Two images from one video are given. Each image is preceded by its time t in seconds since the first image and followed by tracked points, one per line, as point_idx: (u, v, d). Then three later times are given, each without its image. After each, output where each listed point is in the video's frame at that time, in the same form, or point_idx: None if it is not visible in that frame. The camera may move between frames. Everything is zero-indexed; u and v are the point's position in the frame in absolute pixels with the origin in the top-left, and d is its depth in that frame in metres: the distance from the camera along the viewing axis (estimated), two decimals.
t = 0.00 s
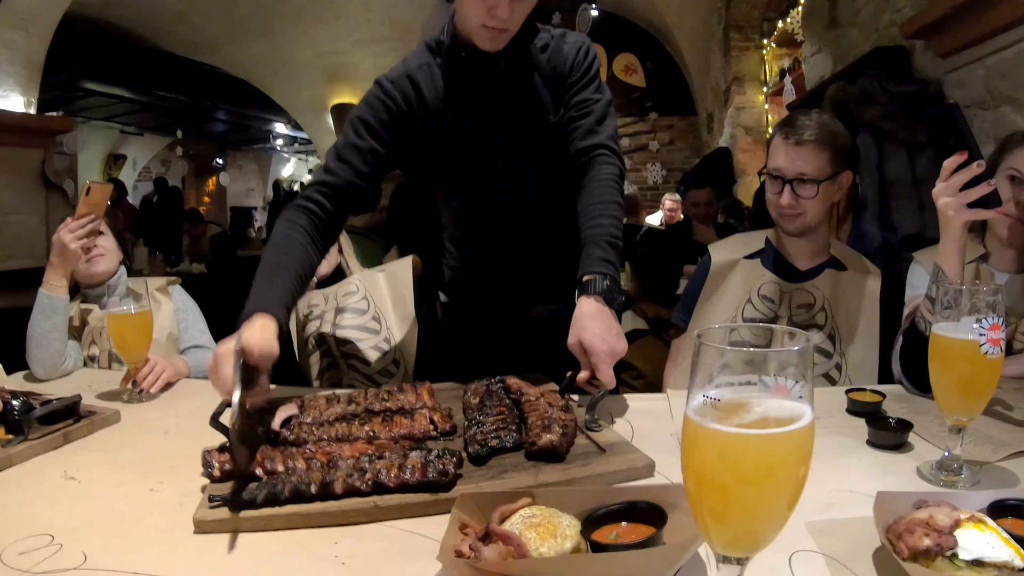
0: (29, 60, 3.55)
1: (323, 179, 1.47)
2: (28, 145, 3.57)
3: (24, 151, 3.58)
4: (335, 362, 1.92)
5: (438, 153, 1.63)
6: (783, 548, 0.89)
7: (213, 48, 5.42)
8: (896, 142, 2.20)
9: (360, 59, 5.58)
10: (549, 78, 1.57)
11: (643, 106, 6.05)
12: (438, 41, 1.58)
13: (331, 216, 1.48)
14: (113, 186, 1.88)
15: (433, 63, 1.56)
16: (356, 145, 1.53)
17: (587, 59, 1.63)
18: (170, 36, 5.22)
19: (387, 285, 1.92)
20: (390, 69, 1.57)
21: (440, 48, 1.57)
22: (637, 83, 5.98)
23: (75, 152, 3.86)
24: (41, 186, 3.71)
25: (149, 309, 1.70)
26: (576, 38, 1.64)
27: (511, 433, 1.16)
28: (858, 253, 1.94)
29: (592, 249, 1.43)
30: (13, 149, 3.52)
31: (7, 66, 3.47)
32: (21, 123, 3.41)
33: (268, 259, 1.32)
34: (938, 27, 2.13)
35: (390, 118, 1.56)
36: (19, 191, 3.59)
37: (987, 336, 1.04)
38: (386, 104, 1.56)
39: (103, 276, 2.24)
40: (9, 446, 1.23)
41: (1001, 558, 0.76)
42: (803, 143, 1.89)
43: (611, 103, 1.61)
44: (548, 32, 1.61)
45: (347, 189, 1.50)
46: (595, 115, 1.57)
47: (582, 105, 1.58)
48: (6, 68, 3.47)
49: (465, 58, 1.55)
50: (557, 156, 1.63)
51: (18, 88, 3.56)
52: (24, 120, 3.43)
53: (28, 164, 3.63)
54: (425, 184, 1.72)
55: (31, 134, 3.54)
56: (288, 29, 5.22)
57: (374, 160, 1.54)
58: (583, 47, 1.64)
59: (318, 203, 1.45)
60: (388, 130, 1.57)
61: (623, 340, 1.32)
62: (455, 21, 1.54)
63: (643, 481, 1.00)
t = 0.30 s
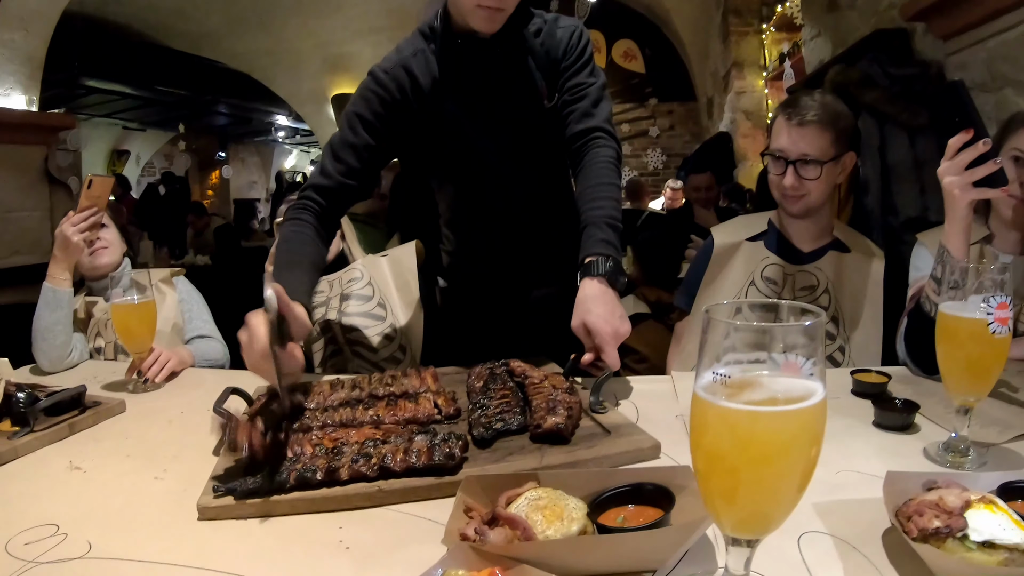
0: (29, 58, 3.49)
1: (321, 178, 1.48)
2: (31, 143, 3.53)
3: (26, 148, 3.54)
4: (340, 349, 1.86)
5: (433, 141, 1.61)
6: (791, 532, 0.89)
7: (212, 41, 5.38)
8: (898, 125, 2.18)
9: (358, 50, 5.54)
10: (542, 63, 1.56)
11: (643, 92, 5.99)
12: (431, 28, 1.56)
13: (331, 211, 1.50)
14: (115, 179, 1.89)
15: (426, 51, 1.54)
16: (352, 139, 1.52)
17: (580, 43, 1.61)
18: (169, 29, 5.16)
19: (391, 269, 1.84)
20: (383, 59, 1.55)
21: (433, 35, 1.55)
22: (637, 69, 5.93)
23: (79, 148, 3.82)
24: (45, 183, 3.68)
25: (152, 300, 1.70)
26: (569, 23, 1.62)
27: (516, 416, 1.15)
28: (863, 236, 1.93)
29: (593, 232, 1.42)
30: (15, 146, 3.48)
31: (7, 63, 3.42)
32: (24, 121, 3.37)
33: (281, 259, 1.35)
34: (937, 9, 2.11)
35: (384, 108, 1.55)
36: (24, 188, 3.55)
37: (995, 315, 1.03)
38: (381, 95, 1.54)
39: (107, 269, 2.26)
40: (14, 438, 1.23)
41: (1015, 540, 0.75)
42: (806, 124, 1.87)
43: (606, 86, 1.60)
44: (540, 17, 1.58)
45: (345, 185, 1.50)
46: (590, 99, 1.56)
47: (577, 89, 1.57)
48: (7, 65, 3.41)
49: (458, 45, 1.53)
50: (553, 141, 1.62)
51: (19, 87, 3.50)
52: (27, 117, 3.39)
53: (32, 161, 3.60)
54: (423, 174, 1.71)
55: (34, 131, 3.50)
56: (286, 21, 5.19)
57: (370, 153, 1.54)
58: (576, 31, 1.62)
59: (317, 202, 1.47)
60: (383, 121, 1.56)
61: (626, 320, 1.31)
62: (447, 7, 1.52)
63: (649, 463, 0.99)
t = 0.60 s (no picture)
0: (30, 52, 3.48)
1: (320, 156, 1.44)
2: (32, 137, 3.51)
3: (27, 142, 3.52)
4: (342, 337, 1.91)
5: (431, 128, 1.60)
6: (795, 520, 0.88)
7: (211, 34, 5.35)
8: (899, 114, 2.15)
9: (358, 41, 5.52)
10: (539, 51, 1.54)
11: (642, 83, 5.95)
12: (427, 14, 1.55)
13: (331, 191, 1.45)
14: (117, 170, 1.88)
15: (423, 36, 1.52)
16: (350, 121, 1.49)
17: (578, 32, 1.60)
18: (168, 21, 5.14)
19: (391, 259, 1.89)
20: (380, 43, 1.53)
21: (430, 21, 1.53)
22: (636, 59, 5.89)
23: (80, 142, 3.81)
24: (46, 176, 3.66)
25: (153, 290, 1.70)
26: (565, 11, 1.61)
27: (518, 402, 1.15)
28: (865, 226, 1.92)
29: (592, 219, 1.41)
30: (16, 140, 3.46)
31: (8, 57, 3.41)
32: (25, 115, 3.35)
33: (281, 240, 1.32)
34: None
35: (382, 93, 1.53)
36: (25, 182, 3.54)
37: (999, 304, 1.02)
38: (378, 78, 1.52)
39: (109, 260, 2.26)
40: (17, 428, 1.23)
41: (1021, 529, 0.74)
42: (809, 113, 1.85)
43: (603, 75, 1.59)
44: (536, 6, 1.57)
45: (342, 166, 1.47)
46: (587, 87, 1.55)
47: (573, 78, 1.55)
48: (7, 60, 3.37)
49: (455, 32, 1.51)
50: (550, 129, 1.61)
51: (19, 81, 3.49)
52: (28, 111, 3.37)
53: (33, 154, 3.58)
54: (418, 162, 1.70)
55: (34, 124, 3.48)
56: (285, 14, 5.16)
57: (368, 137, 1.52)
58: (573, 20, 1.61)
59: (316, 178, 1.42)
60: (380, 107, 1.54)
61: (627, 308, 1.31)
62: None
63: (651, 450, 0.99)
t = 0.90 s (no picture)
0: (27, 42, 3.45)
1: (317, 139, 1.46)
2: (30, 127, 3.48)
3: (25, 132, 3.48)
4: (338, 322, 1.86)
5: (429, 110, 1.58)
6: (799, 503, 0.87)
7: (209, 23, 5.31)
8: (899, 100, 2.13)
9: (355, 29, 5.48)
10: (537, 33, 1.52)
11: (641, 69, 5.89)
12: None
13: (327, 171, 1.48)
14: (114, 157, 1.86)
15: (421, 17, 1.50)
16: (346, 101, 1.48)
17: (578, 13, 1.56)
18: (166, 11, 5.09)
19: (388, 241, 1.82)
20: (378, 24, 1.51)
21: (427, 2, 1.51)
22: (635, 45, 5.83)
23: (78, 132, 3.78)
24: (45, 167, 3.64)
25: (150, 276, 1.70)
26: None
27: (517, 385, 1.14)
28: (865, 209, 1.91)
29: (590, 200, 1.39)
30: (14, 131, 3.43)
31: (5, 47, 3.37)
32: (23, 106, 3.32)
33: (283, 218, 1.32)
34: None
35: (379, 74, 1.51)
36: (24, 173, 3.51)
37: (1005, 286, 1.00)
38: (376, 58, 1.50)
39: (106, 247, 2.25)
40: (14, 415, 1.21)
41: None
42: (811, 95, 1.83)
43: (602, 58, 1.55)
44: None
45: (338, 149, 1.48)
46: (585, 69, 1.52)
47: (572, 60, 1.52)
48: (4, 51, 3.34)
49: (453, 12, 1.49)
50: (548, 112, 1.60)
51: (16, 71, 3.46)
52: (25, 101, 3.34)
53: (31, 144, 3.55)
54: (417, 146, 1.69)
55: (32, 115, 3.45)
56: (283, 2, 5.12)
57: (365, 117, 1.51)
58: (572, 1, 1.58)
59: (312, 159, 1.44)
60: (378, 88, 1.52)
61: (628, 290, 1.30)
62: None
63: (652, 433, 0.98)
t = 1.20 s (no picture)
0: (24, 34, 3.42)
1: (318, 117, 1.41)
2: (28, 120, 3.46)
3: (22, 125, 3.46)
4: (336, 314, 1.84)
5: (428, 96, 1.56)
6: (797, 495, 0.86)
7: (206, 14, 5.27)
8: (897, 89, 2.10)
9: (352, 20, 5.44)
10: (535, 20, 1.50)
11: (639, 59, 5.85)
12: None
13: (330, 155, 1.44)
14: (108, 149, 1.84)
15: None
16: (349, 82, 1.44)
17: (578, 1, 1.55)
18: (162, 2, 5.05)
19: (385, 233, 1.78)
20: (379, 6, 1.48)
21: None
22: (633, 35, 5.78)
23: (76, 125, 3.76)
24: (43, 160, 3.61)
25: (146, 267, 1.68)
26: None
27: (513, 374, 1.14)
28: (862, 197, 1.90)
29: (588, 187, 1.38)
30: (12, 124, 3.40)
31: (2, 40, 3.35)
32: (20, 98, 3.30)
33: (287, 207, 1.30)
34: None
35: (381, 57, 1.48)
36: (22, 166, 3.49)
37: (1007, 274, 0.98)
38: (378, 39, 1.47)
39: (103, 239, 2.23)
40: (8, 408, 1.20)
41: None
42: (809, 82, 1.80)
43: (600, 46, 1.54)
44: None
45: (341, 131, 1.44)
46: (584, 57, 1.50)
47: (570, 47, 1.51)
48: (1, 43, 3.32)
49: None
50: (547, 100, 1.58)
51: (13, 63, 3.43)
52: (23, 94, 3.32)
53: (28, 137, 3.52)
54: (413, 134, 1.67)
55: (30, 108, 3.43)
56: None
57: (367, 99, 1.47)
58: None
59: (316, 143, 1.40)
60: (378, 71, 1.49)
61: (625, 278, 1.28)
62: None
63: (649, 423, 0.97)
